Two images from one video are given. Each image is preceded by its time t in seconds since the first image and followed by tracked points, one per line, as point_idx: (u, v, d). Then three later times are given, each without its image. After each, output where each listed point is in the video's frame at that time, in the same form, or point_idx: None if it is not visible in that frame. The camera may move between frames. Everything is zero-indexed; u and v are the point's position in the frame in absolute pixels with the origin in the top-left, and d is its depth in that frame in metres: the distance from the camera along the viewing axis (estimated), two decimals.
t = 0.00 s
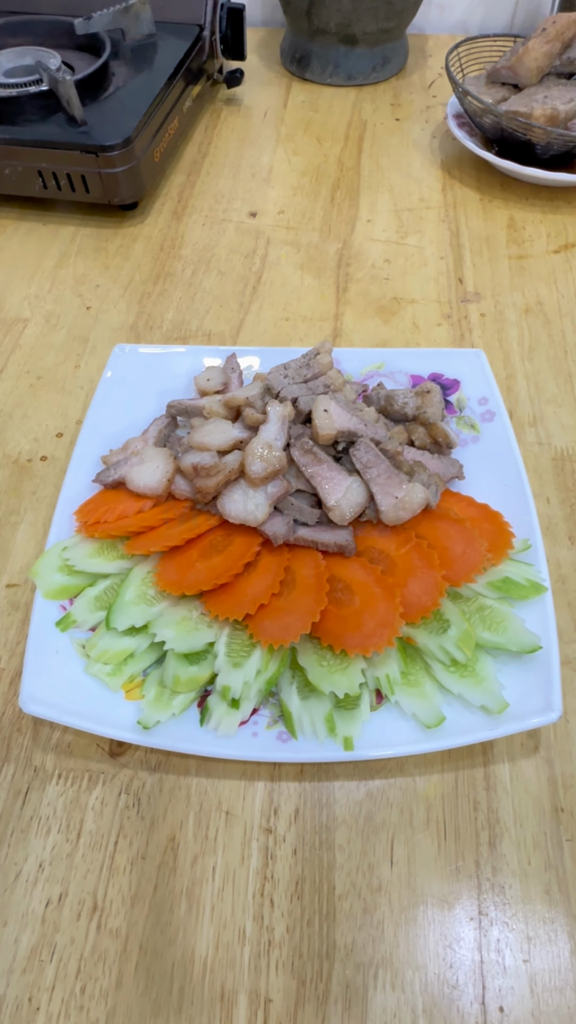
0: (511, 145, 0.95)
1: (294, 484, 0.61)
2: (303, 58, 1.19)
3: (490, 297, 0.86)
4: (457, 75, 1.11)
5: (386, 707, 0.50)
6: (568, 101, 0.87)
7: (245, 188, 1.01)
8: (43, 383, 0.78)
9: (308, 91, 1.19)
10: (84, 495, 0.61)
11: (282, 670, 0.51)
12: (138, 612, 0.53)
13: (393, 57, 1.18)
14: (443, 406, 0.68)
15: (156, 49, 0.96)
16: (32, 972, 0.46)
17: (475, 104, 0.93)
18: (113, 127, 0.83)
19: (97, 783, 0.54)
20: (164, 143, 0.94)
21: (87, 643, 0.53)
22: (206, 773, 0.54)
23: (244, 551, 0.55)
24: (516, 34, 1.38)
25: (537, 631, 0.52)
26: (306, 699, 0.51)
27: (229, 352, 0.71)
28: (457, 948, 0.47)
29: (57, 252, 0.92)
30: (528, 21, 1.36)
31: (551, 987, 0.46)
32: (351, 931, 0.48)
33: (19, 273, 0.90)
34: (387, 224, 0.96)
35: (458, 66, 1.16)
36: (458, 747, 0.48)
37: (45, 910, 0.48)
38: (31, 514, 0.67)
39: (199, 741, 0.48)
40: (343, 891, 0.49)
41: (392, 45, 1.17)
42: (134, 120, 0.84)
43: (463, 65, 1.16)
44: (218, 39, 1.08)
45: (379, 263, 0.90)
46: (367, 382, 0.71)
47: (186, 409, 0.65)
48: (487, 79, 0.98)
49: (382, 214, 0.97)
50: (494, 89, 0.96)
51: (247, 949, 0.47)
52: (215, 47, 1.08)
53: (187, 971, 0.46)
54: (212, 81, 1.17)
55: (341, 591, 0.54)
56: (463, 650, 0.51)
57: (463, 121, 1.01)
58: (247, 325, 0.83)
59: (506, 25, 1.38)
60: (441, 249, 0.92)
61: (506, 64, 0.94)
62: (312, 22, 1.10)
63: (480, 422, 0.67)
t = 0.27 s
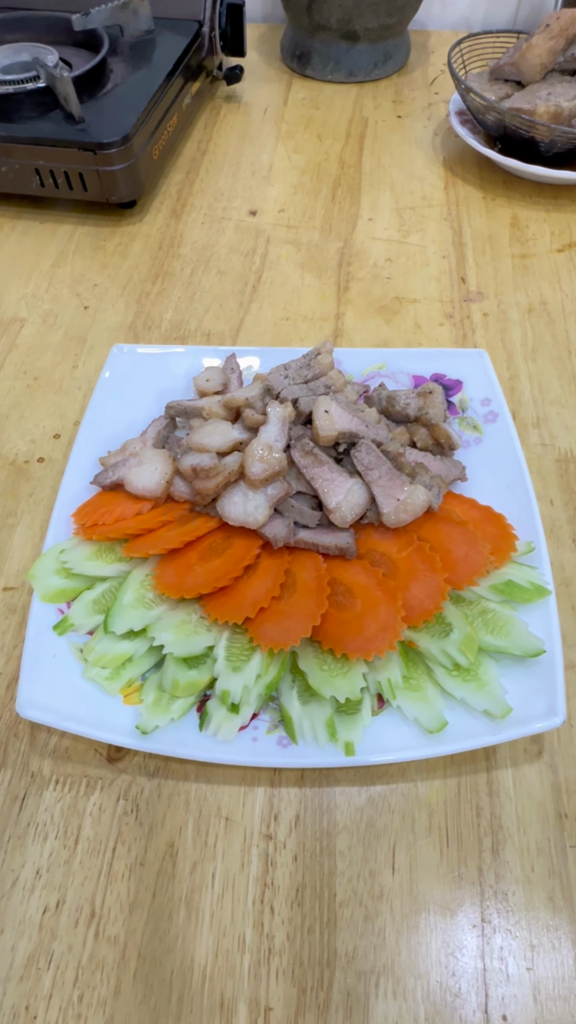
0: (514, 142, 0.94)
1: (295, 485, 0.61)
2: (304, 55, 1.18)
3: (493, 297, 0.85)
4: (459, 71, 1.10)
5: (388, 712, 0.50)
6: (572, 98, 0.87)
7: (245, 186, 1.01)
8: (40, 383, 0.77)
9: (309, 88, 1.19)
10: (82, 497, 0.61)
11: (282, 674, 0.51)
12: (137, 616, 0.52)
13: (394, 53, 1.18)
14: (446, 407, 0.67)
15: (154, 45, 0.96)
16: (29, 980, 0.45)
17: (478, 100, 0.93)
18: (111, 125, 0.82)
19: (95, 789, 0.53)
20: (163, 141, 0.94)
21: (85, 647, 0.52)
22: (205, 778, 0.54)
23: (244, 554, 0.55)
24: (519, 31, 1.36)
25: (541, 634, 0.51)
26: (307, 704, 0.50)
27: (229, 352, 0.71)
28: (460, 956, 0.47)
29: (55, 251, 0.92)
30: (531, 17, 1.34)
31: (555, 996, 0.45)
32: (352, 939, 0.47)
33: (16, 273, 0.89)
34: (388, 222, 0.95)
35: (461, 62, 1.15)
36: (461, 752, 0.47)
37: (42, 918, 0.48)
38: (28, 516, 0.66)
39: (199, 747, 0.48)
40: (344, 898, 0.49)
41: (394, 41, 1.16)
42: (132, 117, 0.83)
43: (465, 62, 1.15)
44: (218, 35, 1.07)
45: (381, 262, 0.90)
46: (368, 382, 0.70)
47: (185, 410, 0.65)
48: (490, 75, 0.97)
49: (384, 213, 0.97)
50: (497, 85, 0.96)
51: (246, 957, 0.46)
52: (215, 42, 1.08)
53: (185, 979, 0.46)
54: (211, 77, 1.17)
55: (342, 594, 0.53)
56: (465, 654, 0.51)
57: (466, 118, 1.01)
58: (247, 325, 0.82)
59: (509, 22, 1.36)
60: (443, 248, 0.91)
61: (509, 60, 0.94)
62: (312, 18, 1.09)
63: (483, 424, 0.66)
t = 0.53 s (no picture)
0: (517, 140, 0.93)
1: (295, 487, 0.60)
2: (304, 51, 1.17)
3: (496, 296, 0.85)
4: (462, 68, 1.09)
5: (390, 717, 0.49)
6: None
7: (245, 184, 1.00)
8: (38, 384, 0.77)
9: (309, 84, 1.18)
10: (79, 499, 0.60)
11: (282, 679, 0.50)
12: (135, 619, 0.52)
13: (396, 50, 1.17)
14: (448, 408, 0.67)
15: (153, 41, 0.95)
16: (26, 988, 0.45)
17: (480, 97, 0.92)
18: (109, 122, 0.82)
19: (93, 794, 0.52)
20: (162, 138, 0.93)
21: (83, 650, 0.51)
22: (205, 784, 0.53)
23: (244, 557, 0.54)
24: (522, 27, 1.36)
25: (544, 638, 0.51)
26: (307, 708, 0.49)
27: (228, 352, 0.70)
28: (462, 964, 0.46)
29: (52, 250, 0.91)
30: (534, 12, 1.33)
31: (559, 1005, 0.44)
32: (353, 946, 0.46)
33: (13, 272, 0.88)
34: (390, 221, 0.95)
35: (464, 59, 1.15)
36: (463, 757, 0.47)
37: (39, 925, 0.47)
38: (25, 518, 0.66)
39: (198, 752, 0.47)
40: (345, 905, 0.48)
41: (395, 37, 1.16)
42: (131, 114, 0.83)
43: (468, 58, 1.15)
44: (218, 30, 1.07)
45: (383, 261, 0.89)
46: (370, 383, 0.69)
47: (184, 411, 0.64)
48: (493, 72, 0.97)
49: (385, 211, 0.96)
50: (500, 82, 0.95)
51: (246, 965, 0.46)
52: (215, 37, 1.07)
53: (185, 988, 0.45)
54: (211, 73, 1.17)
55: (344, 597, 0.53)
56: (468, 658, 0.50)
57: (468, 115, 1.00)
58: (247, 325, 0.82)
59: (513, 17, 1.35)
60: (446, 247, 0.91)
61: (512, 57, 0.93)
62: (313, 14, 1.09)
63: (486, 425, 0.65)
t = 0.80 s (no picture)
0: (520, 137, 0.93)
1: (295, 489, 0.59)
2: (305, 47, 1.17)
3: (499, 296, 0.84)
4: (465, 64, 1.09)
5: (391, 721, 0.48)
6: None
7: (245, 182, 1.00)
8: (35, 384, 0.76)
9: (310, 81, 1.17)
10: (77, 501, 0.60)
11: (283, 683, 0.50)
12: (134, 622, 0.51)
13: (398, 46, 1.16)
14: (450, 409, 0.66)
15: (151, 37, 0.94)
16: (23, 997, 0.44)
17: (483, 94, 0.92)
18: (107, 119, 0.81)
19: (91, 800, 0.52)
20: (160, 136, 0.92)
21: (81, 654, 0.51)
22: (204, 789, 0.52)
23: (244, 559, 0.53)
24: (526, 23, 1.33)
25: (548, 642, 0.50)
26: (308, 713, 0.49)
27: (228, 352, 0.70)
28: (465, 971, 0.45)
29: (50, 249, 0.91)
30: (538, 7, 1.31)
31: (563, 1013, 0.44)
32: (354, 953, 0.46)
33: (10, 271, 0.88)
34: (392, 219, 0.94)
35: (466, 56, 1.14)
36: (466, 762, 0.46)
37: (37, 932, 0.46)
38: (22, 520, 0.65)
39: (197, 757, 0.47)
40: (346, 912, 0.47)
41: (397, 34, 1.15)
42: (129, 111, 0.82)
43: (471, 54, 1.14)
44: (217, 26, 1.06)
45: (384, 260, 0.89)
46: (371, 384, 0.69)
47: (183, 412, 0.63)
48: (496, 69, 0.96)
49: (387, 210, 0.95)
50: (503, 79, 0.95)
51: (246, 973, 0.45)
52: (214, 33, 1.07)
53: (184, 996, 0.44)
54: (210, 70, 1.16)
55: (345, 601, 0.52)
56: (470, 662, 0.49)
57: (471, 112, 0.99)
58: (247, 325, 0.81)
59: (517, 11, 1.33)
60: (448, 246, 0.90)
61: (515, 53, 0.93)
62: (314, 10, 1.08)
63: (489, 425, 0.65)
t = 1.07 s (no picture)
0: (524, 135, 0.92)
1: (296, 491, 0.59)
2: (305, 44, 1.16)
3: (502, 295, 0.83)
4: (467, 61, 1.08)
5: (393, 726, 0.48)
6: None
7: (244, 180, 0.99)
8: (32, 385, 0.75)
9: (310, 78, 1.17)
10: (75, 503, 0.59)
11: (283, 688, 0.49)
12: (132, 626, 0.51)
13: (399, 42, 1.16)
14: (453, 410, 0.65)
15: (150, 34, 0.94)
16: (20, 1006, 0.44)
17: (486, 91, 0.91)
18: (105, 116, 0.81)
19: (88, 806, 0.51)
20: (159, 133, 0.92)
21: (78, 658, 0.50)
22: (203, 795, 0.52)
23: (244, 562, 0.53)
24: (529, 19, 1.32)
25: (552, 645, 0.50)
26: (308, 718, 0.48)
27: (228, 352, 0.69)
28: (467, 979, 0.45)
29: (47, 248, 0.90)
30: (541, 3, 1.30)
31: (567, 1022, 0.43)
32: (356, 961, 0.45)
33: (7, 271, 0.87)
34: (393, 218, 0.93)
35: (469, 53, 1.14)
36: (468, 768, 0.45)
37: (34, 940, 0.46)
38: (19, 523, 0.64)
39: (196, 762, 0.46)
40: (347, 919, 0.47)
41: (398, 30, 1.14)
42: (127, 108, 0.82)
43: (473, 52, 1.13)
44: (217, 23, 1.06)
45: (386, 259, 0.88)
46: (372, 384, 0.68)
47: (182, 413, 0.63)
48: (498, 66, 0.96)
49: (389, 208, 0.95)
50: (506, 75, 0.94)
51: (246, 981, 0.44)
52: (214, 30, 1.06)
53: (182, 1004, 0.44)
54: (210, 67, 1.15)
55: (345, 604, 0.51)
56: (473, 666, 0.49)
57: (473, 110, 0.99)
58: (247, 324, 0.80)
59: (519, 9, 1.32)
60: (450, 245, 0.89)
61: (518, 50, 0.92)
62: (314, 6, 1.07)
63: (492, 427, 0.64)
